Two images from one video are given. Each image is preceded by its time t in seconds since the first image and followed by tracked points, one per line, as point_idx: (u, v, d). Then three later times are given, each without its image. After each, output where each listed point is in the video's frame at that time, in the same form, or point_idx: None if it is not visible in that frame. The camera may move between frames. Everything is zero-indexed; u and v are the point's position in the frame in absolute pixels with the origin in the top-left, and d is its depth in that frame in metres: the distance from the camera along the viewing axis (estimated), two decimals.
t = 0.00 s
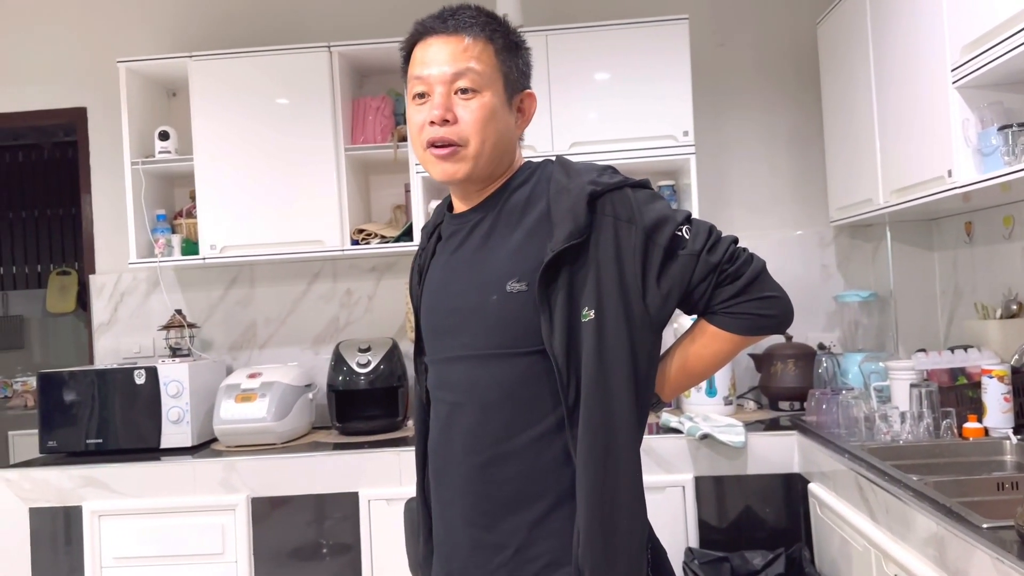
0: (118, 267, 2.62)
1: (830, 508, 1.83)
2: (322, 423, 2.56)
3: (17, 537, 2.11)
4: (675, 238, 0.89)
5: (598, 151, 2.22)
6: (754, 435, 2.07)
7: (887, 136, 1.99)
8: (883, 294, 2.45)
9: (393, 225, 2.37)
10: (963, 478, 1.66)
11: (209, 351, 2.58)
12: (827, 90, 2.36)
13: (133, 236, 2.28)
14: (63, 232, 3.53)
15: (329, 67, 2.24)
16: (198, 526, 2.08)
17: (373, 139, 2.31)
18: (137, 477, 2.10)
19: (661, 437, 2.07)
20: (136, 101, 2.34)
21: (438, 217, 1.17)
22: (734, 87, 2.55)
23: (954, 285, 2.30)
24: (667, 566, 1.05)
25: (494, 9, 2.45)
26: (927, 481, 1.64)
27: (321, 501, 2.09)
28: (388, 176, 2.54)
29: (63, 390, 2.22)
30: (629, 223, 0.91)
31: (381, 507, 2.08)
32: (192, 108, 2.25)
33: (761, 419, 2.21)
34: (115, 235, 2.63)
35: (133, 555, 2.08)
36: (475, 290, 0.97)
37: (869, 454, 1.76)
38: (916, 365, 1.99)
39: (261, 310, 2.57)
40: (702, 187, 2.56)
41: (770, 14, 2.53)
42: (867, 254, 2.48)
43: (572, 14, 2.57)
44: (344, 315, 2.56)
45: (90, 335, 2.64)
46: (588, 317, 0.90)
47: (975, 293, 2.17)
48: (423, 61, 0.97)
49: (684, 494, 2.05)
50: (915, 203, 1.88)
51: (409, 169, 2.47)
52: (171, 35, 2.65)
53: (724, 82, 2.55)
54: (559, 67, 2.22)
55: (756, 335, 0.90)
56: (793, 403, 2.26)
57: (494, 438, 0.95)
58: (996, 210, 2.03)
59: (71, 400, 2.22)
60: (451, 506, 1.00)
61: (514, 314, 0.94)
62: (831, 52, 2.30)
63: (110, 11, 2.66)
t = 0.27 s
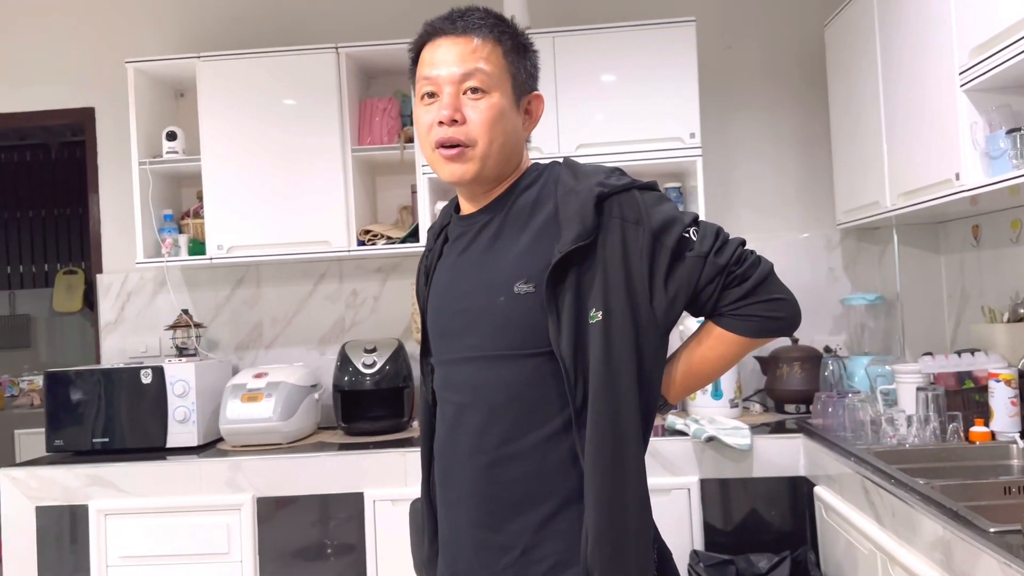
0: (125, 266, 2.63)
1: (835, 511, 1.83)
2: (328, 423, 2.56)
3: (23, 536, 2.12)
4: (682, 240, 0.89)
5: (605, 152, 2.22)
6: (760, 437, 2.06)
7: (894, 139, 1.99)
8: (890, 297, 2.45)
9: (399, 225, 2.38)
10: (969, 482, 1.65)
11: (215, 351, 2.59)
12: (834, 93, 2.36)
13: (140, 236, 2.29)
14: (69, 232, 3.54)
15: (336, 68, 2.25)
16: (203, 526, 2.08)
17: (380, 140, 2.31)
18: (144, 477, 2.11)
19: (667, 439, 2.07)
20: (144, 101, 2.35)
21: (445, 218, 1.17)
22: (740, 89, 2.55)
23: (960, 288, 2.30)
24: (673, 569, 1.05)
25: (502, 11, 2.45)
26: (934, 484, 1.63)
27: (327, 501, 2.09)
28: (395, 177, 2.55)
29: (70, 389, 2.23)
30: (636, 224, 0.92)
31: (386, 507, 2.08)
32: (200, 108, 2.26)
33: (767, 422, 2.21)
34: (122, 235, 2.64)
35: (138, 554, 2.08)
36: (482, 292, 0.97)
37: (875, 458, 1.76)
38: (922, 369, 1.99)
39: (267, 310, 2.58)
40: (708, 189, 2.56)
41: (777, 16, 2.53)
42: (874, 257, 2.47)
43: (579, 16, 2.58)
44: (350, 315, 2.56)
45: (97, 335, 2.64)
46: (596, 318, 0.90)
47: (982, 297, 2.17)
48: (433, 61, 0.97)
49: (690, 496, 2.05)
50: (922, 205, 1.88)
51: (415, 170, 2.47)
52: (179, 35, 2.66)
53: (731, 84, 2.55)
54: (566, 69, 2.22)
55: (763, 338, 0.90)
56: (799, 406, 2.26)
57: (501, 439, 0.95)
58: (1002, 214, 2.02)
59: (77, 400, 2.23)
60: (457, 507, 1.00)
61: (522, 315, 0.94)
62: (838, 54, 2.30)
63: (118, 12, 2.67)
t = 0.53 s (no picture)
0: (130, 267, 2.64)
1: (839, 515, 1.83)
2: (331, 424, 2.56)
3: (27, 535, 2.12)
4: (688, 244, 0.89)
5: (610, 155, 2.22)
6: (764, 441, 2.06)
7: (899, 143, 1.99)
8: (894, 302, 2.44)
9: (404, 228, 2.38)
10: (973, 487, 1.64)
11: (219, 351, 2.59)
12: (839, 97, 2.36)
13: (145, 237, 2.30)
14: (74, 232, 3.55)
15: (342, 70, 2.25)
16: (206, 526, 2.08)
17: (385, 142, 2.31)
18: (147, 477, 2.11)
19: (671, 443, 2.07)
20: (150, 102, 2.36)
21: (450, 220, 1.17)
22: (745, 93, 2.55)
23: (965, 293, 2.29)
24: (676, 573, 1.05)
25: (507, 14, 2.46)
26: (937, 489, 1.63)
27: (329, 502, 2.09)
28: (399, 179, 2.55)
29: (74, 389, 2.24)
30: (641, 228, 0.91)
31: (388, 509, 2.08)
32: (206, 110, 2.26)
33: (771, 426, 2.21)
34: (127, 236, 2.64)
35: (141, 554, 2.09)
36: (488, 294, 0.98)
37: (879, 462, 1.75)
38: (926, 373, 1.98)
39: (271, 311, 2.58)
40: (712, 193, 2.56)
41: (782, 20, 2.53)
42: (879, 261, 2.47)
43: (585, 19, 2.58)
44: (354, 317, 2.56)
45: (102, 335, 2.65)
46: (602, 321, 0.90)
47: (986, 302, 2.16)
48: (444, 63, 0.97)
49: (693, 500, 2.05)
50: (927, 210, 1.88)
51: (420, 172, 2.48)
52: (185, 37, 2.67)
53: (736, 88, 2.55)
54: (571, 73, 2.22)
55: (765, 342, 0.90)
56: (803, 410, 2.25)
57: (506, 442, 0.95)
58: (1007, 219, 2.02)
59: (82, 399, 2.23)
60: (461, 509, 1.00)
61: (527, 318, 0.94)
62: (843, 58, 2.30)
63: (125, 13, 2.68)
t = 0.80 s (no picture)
0: (132, 267, 2.64)
1: (841, 520, 1.82)
2: (332, 425, 2.56)
3: (27, 535, 2.12)
4: (693, 246, 0.90)
5: (613, 158, 2.22)
6: (766, 446, 2.06)
7: (903, 148, 1.98)
8: (897, 306, 2.44)
9: (406, 229, 2.38)
10: (975, 493, 1.64)
11: (221, 352, 2.59)
12: (843, 101, 2.36)
13: (148, 236, 2.30)
14: (76, 231, 3.55)
15: (346, 71, 2.25)
16: (206, 527, 2.08)
17: (388, 143, 2.31)
18: (148, 477, 2.11)
19: (673, 446, 2.07)
20: (153, 102, 2.36)
21: (453, 222, 1.17)
22: (749, 97, 2.54)
23: (968, 298, 2.29)
24: None
25: (512, 16, 2.46)
26: (940, 495, 1.62)
27: (330, 504, 2.09)
28: (402, 180, 2.55)
29: (75, 388, 2.24)
30: (646, 230, 0.92)
31: (389, 510, 2.07)
32: (209, 110, 2.27)
33: (773, 430, 2.20)
34: (130, 235, 2.64)
35: (141, 554, 2.08)
36: (492, 296, 0.97)
37: (882, 468, 1.74)
38: (930, 379, 1.98)
39: (273, 312, 2.58)
40: (715, 196, 2.56)
41: (786, 23, 2.53)
42: (881, 267, 2.47)
43: (589, 22, 2.58)
44: (356, 318, 2.56)
45: (104, 334, 2.65)
46: (606, 324, 0.90)
47: (990, 307, 2.16)
48: (451, 64, 0.97)
49: (694, 503, 2.04)
50: (931, 215, 1.87)
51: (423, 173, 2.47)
52: (190, 37, 2.67)
53: (739, 91, 2.55)
54: (575, 75, 2.22)
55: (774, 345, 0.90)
56: (805, 415, 2.25)
57: (507, 445, 0.94)
58: (1011, 224, 2.01)
59: (83, 399, 2.23)
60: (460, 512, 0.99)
61: (531, 321, 0.94)
62: (847, 62, 2.30)
63: (129, 13, 2.69)
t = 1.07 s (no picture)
0: (132, 265, 2.64)
1: (840, 523, 1.82)
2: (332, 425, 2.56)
3: (26, 533, 2.12)
4: (693, 252, 0.86)
5: (614, 159, 2.21)
6: (766, 447, 2.06)
7: (906, 149, 1.98)
8: (898, 309, 2.44)
9: (407, 228, 2.38)
10: (975, 496, 1.64)
11: (221, 350, 2.59)
12: (846, 102, 2.35)
13: (148, 235, 2.30)
14: (77, 229, 3.55)
15: (347, 71, 2.25)
16: (205, 526, 2.08)
17: (389, 143, 2.31)
18: (147, 475, 2.11)
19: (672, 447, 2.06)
20: (154, 100, 2.35)
21: (455, 217, 1.16)
22: (751, 98, 2.54)
23: (970, 301, 2.29)
24: None
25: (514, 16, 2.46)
26: (940, 498, 1.62)
27: (329, 503, 2.09)
28: (403, 180, 2.55)
29: (75, 386, 2.23)
30: (651, 233, 0.87)
31: (389, 510, 2.07)
32: (210, 109, 2.26)
33: (773, 432, 2.20)
34: (130, 234, 2.64)
35: (140, 553, 2.08)
36: (493, 292, 0.97)
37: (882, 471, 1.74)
38: (930, 382, 1.98)
39: (273, 311, 2.58)
40: (716, 197, 2.55)
41: (789, 25, 2.53)
42: (883, 269, 2.46)
43: (591, 22, 2.58)
44: (356, 317, 2.56)
45: (104, 332, 2.65)
46: (603, 321, 0.88)
47: (991, 310, 2.15)
48: (451, 65, 0.96)
49: (694, 505, 2.04)
50: (932, 217, 1.87)
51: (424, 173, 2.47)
52: (191, 35, 2.67)
53: (741, 92, 2.54)
54: (577, 75, 2.22)
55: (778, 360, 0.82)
56: (805, 417, 2.24)
57: (506, 443, 0.94)
58: (1013, 227, 2.01)
59: (82, 397, 2.23)
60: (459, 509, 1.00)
61: (531, 317, 0.94)
62: (850, 63, 2.29)
63: (131, 11, 2.68)
